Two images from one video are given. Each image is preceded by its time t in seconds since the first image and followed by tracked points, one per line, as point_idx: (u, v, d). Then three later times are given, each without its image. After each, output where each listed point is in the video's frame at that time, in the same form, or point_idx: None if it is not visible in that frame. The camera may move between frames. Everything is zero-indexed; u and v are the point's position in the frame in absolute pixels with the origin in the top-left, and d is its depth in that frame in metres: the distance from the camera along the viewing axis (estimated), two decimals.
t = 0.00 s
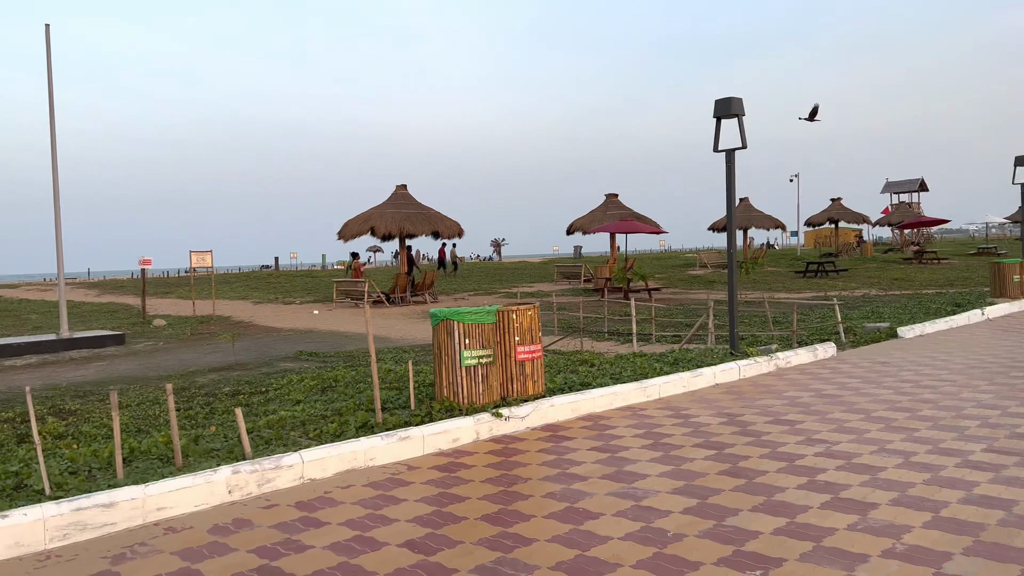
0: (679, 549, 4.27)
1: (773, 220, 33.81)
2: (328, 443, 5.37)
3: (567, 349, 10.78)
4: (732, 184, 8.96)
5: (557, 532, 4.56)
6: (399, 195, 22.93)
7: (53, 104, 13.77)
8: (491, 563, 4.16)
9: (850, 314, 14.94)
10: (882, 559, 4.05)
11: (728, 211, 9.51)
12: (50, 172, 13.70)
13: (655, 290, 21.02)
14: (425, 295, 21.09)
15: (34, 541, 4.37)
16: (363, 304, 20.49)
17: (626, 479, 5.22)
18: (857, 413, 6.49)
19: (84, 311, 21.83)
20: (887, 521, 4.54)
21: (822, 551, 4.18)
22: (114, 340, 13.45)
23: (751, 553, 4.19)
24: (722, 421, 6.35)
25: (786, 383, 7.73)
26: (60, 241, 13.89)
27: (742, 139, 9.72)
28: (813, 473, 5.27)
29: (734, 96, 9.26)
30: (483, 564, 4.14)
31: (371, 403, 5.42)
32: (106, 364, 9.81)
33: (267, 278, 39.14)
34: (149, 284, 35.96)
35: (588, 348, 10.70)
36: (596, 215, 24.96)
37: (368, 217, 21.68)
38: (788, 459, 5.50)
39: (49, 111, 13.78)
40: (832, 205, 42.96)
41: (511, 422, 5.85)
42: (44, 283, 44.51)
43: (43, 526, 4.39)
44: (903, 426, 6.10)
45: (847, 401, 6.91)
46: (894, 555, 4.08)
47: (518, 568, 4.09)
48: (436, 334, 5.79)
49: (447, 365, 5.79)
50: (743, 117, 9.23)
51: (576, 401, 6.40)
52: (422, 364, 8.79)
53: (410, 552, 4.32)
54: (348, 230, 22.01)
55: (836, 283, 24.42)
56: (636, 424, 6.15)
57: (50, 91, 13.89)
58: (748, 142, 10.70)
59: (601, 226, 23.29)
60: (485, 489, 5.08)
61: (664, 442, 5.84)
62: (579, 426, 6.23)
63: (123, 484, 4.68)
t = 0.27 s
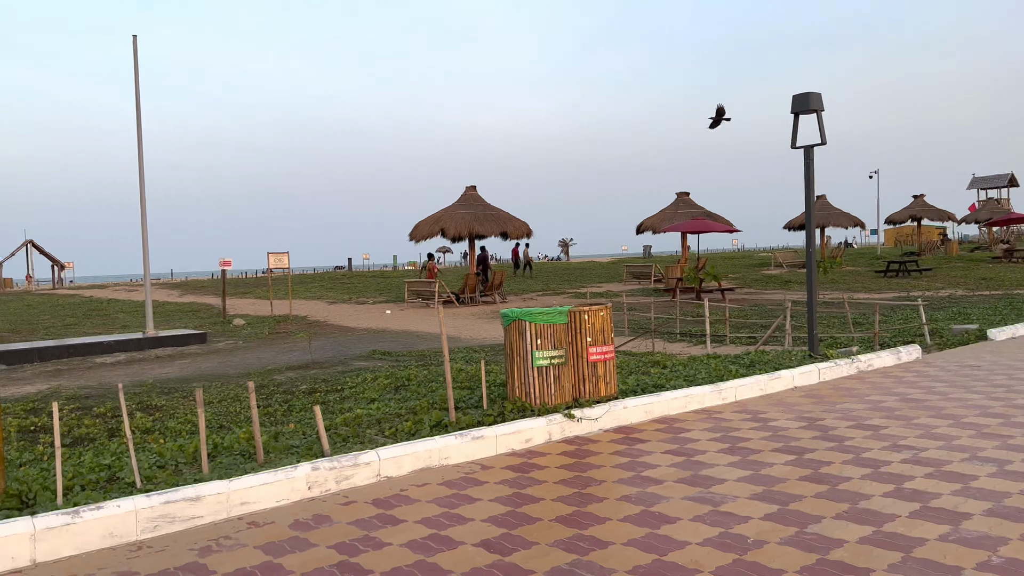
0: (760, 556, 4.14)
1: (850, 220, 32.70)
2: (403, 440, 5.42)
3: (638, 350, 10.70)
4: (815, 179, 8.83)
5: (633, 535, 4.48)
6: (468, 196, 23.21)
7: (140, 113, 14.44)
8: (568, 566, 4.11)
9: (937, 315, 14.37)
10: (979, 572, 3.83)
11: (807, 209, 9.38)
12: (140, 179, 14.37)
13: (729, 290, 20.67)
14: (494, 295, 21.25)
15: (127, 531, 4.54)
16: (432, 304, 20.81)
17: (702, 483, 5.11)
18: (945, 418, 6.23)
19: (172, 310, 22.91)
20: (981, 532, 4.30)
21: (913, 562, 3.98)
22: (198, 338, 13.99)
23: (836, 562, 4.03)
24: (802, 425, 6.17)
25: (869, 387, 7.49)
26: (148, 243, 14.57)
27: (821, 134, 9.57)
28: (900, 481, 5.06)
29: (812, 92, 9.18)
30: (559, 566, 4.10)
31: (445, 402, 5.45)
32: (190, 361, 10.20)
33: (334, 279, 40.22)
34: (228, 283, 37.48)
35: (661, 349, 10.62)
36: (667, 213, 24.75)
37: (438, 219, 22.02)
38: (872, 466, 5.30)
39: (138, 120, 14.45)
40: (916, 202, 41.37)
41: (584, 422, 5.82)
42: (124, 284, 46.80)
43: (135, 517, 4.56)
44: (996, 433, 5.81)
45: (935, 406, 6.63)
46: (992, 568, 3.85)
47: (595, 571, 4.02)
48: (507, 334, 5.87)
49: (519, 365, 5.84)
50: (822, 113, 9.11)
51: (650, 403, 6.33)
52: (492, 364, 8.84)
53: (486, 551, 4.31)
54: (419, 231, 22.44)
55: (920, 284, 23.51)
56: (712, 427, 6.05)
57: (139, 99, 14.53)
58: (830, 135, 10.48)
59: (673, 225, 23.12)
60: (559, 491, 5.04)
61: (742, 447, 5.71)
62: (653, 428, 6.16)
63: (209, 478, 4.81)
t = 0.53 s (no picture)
0: (844, 563, 3.99)
1: (931, 216, 31.55)
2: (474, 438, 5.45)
3: (710, 350, 10.55)
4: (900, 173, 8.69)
5: (709, 538, 4.38)
6: (536, 195, 23.34)
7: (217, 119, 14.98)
8: (643, 567, 4.04)
9: None
10: None
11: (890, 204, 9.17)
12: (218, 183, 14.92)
13: (803, 289, 20.21)
14: (561, 294, 21.30)
15: (211, 523, 4.67)
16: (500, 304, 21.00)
17: (780, 487, 4.98)
18: None
19: (250, 308, 23.79)
20: None
21: (1011, 573, 3.77)
22: (274, 336, 14.45)
23: (926, 571, 3.85)
24: (883, 428, 5.98)
25: (956, 390, 7.20)
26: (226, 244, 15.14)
27: (903, 127, 9.37)
28: (992, 488, 4.81)
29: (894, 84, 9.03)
30: (634, 567, 4.03)
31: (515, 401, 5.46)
32: (266, 358, 10.52)
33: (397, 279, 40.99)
34: (301, 283, 38.70)
35: (732, 349, 10.50)
36: (738, 211, 24.36)
37: (505, 218, 22.27)
38: (961, 472, 5.08)
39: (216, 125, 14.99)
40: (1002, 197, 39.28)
41: (657, 423, 5.78)
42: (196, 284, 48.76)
43: (218, 510, 4.67)
44: None
45: None
46: None
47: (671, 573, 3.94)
48: (578, 334, 5.88)
49: (590, 364, 5.85)
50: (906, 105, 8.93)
51: (723, 404, 6.25)
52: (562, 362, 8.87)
53: (560, 551, 4.28)
54: (486, 231, 22.73)
55: (1005, 282, 22.46)
56: (789, 430, 5.92)
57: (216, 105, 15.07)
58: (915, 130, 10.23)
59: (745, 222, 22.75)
60: (632, 492, 4.98)
61: (820, 450, 5.55)
62: (727, 429, 6.07)
63: (287, 473, 4.90)
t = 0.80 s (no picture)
0: (929, 570, 3.82)
1: (1015, 210, 30.14)
2: (541, 436, 5.46)
3: (780, 349, 10.36)
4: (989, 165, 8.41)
5: (784, 541, 4.26)
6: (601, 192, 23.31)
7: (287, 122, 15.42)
8: (716, 569, 3.95)
9: None
10: None
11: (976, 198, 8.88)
12: (290, 184, 15.34)
13: (878, 286, 19.59)
14: (627, 292, 21.17)
15: (286, 515, 4.76)
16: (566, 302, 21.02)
17: (858, 490, 4.82)
18: None
19: (320, 306, 24.49)
20: None
21: None
22: (343, 333, 14.74)
23: None
24: (968, 431, 5.75)
25: None
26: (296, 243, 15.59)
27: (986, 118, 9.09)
28: None
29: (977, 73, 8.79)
30: (706, 569, 3.95)
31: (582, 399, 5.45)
32: (335, 355, 10.79)
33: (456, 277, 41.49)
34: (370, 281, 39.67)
35: (805, 348, 10.29)
36: (809, 207, 23.79)
37: (570, 216, 22.34)
38: None
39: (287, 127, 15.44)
40: None
41: (728, 424, 5.71)
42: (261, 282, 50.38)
43: (292, 503, 4.76)
44: None
45: None
46: None
47: None
48: (647, 332, 5.88)
49: (660, 363, 5.84)
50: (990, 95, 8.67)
51: (797, 404, 6.12)
52: (630, 361, 8.85)
53: (631, 551, 4.22)
54: (551, 229, 22.82)
55: None
56: (866, 432, 5.75)
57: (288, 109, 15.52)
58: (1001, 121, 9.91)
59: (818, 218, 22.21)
60: (703, 493, 4.90)
61: (900, 453, 5.37)
62: (801, 431, 5.94)
63: (359, 467, 4.97)
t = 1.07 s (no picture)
0: None
1: None
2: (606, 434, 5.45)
3: (851, 348, 10.10)
4: None
5: (859, 545, 4.12)
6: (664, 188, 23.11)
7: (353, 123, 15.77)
8: (788, 572, 3.84)
9: None
10: None
11: None
12: (356, 184, 15.70)
13: (954, 283, 18.86)
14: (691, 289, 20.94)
15: (355, 509, 4.82)
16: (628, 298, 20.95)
17: (938, 495, 4.64)
18: None
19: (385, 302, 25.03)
20: None
21: None
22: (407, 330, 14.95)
23: None
24: None
25: None
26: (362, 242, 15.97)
27: None
28: None
29: None
30: (778, 571, 3.85)
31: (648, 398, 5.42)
32: (399, 351, 11.00)
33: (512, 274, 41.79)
34: (432, 278, 40.38)
35: (879, 347, 10.02)
36: (882, 201, 23.08)
37: (632, 212, 22.23)
38: None
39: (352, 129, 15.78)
40: None
41: (798, 424, 5.61)
42: (320, 279, 51.71)
43: (361, 496, 4.82)
44: None
45: None
46: None
47: None
48: (713, 331, 5.84)
49: (727, 362, 5.78)
50: None
51: (870, 405, 5.97)
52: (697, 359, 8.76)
53: (699, 552, 4.14)
54: (613, 225, 22.79)
55: None
56: (945, 434, 5.56)
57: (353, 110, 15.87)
58: None
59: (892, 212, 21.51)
60: (773, 494, 4.79)
61: (982, 456, 5.16)
62: (875, 432, 5.79)
63: (425, 462, 5.02)
